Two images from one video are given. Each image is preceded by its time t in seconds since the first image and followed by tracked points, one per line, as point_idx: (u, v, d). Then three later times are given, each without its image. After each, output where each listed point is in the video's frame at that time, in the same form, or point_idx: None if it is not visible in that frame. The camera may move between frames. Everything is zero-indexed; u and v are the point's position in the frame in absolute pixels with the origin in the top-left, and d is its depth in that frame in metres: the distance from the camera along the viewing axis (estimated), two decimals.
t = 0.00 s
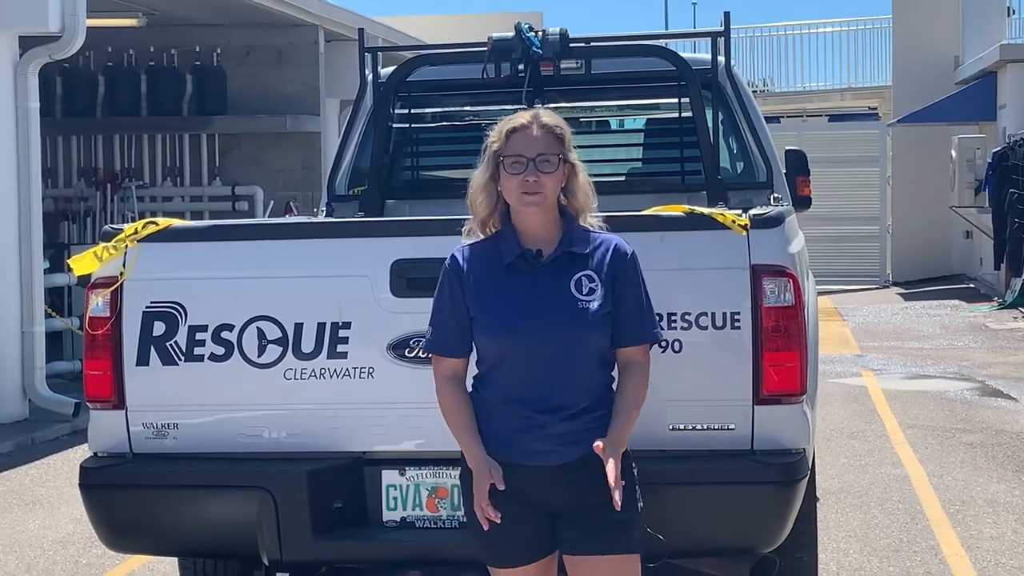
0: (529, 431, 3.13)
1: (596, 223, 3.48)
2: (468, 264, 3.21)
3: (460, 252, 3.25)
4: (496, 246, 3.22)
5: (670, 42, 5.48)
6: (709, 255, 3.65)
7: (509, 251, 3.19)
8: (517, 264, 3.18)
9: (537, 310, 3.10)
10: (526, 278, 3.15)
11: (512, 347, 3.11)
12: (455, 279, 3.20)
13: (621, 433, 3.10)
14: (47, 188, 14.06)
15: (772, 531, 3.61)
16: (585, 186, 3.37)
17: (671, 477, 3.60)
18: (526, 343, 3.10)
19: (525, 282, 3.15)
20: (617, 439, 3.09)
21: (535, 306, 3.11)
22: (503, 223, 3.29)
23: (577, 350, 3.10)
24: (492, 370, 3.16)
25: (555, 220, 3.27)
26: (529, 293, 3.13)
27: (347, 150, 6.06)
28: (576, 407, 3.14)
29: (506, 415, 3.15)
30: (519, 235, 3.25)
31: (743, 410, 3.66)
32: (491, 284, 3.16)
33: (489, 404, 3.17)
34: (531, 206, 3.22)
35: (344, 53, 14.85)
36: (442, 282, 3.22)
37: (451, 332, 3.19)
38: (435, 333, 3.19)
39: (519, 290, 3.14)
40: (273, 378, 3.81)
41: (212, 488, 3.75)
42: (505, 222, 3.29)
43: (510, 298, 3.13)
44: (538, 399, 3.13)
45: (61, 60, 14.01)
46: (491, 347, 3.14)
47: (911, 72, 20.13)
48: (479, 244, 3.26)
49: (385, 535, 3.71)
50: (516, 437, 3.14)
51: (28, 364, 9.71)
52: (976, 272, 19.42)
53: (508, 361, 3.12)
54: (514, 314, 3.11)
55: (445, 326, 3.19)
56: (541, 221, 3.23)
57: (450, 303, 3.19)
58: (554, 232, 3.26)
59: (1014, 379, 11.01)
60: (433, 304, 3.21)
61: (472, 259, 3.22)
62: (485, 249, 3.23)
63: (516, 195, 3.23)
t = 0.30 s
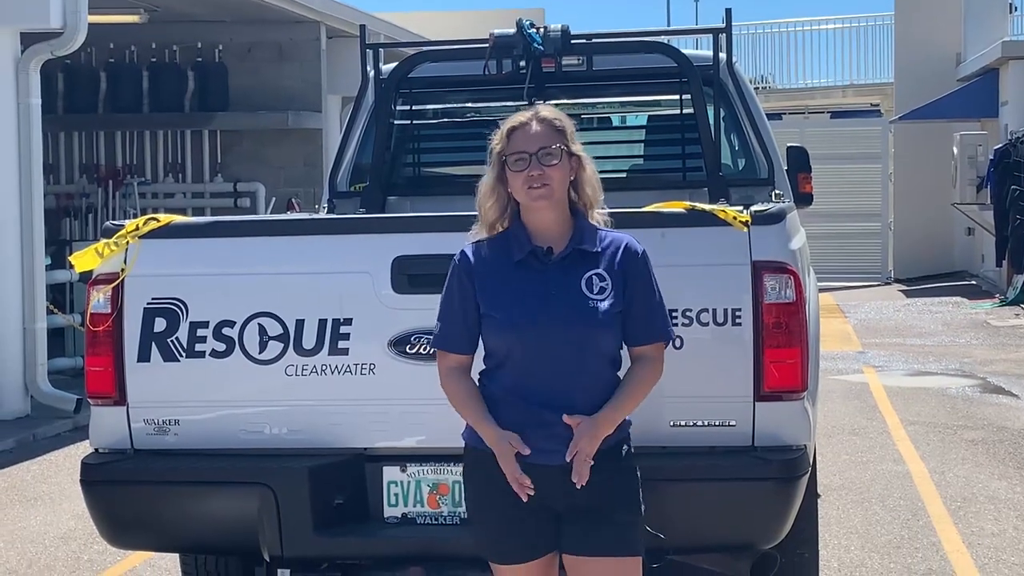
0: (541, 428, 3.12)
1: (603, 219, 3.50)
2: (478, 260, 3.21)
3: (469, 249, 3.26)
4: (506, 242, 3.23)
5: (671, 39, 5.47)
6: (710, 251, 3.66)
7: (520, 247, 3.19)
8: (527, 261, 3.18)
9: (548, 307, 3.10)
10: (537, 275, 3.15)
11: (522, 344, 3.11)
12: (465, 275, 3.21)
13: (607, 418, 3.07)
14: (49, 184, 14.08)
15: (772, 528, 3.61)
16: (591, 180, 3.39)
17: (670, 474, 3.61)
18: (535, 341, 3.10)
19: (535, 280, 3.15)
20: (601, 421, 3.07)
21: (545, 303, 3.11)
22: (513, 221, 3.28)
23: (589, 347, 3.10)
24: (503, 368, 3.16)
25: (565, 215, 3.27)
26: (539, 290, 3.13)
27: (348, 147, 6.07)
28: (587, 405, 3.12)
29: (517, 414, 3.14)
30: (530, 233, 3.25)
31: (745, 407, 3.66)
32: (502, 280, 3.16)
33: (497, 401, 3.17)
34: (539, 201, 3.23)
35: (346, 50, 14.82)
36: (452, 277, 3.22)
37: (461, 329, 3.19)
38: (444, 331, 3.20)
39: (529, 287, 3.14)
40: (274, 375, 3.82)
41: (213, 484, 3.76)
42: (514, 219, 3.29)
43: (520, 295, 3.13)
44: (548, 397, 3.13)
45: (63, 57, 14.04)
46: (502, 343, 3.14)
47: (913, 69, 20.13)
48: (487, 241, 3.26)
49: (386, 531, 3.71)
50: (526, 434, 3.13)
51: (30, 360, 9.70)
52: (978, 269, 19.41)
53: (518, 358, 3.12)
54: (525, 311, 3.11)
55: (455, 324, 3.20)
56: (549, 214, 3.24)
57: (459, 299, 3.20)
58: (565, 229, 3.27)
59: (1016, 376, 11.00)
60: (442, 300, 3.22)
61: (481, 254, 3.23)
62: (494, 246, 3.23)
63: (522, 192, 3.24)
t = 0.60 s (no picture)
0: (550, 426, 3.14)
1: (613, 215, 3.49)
2: (485, 261, 3.22)
3: (477, 246, 3.26)
4: (512, 242, 3.23)
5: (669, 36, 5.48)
6: (708, 248, 3.66)
7: (526, 246, 3.20)
8: (534, 260, 3.18)
9: (554, 307, 3.10)
10: (544, 275, 3.15)
11: (529, 344, 3.11)
12: (471, 277, 3.21)
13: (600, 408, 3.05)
14: (47, 182, 14.07)
15: (770, 525, 3.61)
16: (599, 176, 3.39)
17: (670, 472, 3.61)
18: (541, 341, 3.10)
19: (543, 279, 3.15)
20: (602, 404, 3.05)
21: (552, 303, 3.11)
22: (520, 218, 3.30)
23: (596, 346, 3.10)
24: (511, 370, 3.17)
25: (573, 211, 3.27)
26: (545, 290, 3.13)
27: (346, 144, 6.07)
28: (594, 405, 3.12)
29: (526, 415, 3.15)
30: (537, 230, 3.26)
31: (743, 405, 3.66)
32: (509, 280, 3.17)
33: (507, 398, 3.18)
34: (546, 197, 3.22)
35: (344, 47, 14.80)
36: (458, 278, 3.23)
37: (468, 330, 3.20)
38: (451, 331, 3.21)
39: (536, 287, 3.14)
40: (272, 373, 3.81)
41: (212, 481, 3.76)
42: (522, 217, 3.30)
43: (526, 296, 3.13)
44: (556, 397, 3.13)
45: (61, 54, 14.05)
46: (509, 343, 3.14)
47: (911, 67, 20.13)
48: (495, 238, 3.26)
49: (384, 529, 3.72)
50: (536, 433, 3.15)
51: (28, 358, 9.70)
52: (976, 266, 19.42)
53: (526, 359, 3.13)
54: (531, 312, 3.11)
55: (461, 324, 3.20)
56: (558, 210, 3.24)
57: (467, 300, 3.20)
58: (573, 224, 3.26)
59: (1014, 373, 11.01)
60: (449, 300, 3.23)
61: (489, 253, 3.23)
62: (501, 246, 3.23)
63: (529, 187, 3.24)
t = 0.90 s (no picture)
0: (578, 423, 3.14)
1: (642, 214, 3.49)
2: (514, 255, 3.22)
3: (505, 241, 3.25)
4: (543, 236, 3.23)
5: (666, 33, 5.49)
6: (705, 247, 3.65)
7: (556, 243, 3.19)
8: (564, 257, 3.18)
9: (586, 306, 3.10)
10: (574, 271, 3.16)
11: (560, 343, 3.11)
12: (500, 271, 3.21)
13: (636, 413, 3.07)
14: (44, 180, 14.06)
15: (767, 522, 3.61)
16: (632, 175, 3.41)
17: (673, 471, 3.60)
18: (572, 338, 3.10)
19: (574, 276, 3.15)
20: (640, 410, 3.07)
21: (583, 302, 3.11)
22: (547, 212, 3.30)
23: (627, 345, 3.10)
24: (540, 366, 3.16)
25: (604, 208, 3.27)
26: (576, 288, 3.13)
27: (343, 142, 6.07)
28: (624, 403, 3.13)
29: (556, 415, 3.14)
30: (567, 226, 3.26)
31: (741, 402, 3.67)
32: (539, 277, 3.16)
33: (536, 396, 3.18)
34: (580, 191, 3.23)
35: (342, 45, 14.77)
36: (487, 272, 3.22)
37: (496, 325, 3.19)
38: (480, 326, 3.20)
39: (566, 285, 3.14)
40: (269, 372, 3.81)
41: (213, 480, 3.75)
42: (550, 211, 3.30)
43: (558, 292, 3.13)
44: (585, 394, 3.13)
45: (58, 52, 14.06)
46: (539, 341, 3.13)
47: (908, 66, 20.14)
48: (524, 233, 3.26)
49: (382, 528, 3.72)
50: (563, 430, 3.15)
51: (25, 356, 9.71)
52: (974, 264, 19.43)
53: (555, 356, 3.12)
54: (562, 309, 3.11)
55: (490, 319, 3.19)
56: (589, 206, 3.24)
57: (495, 294, 3.19)
58: (604, 221, 3.27)
59: (1012, 371, 11.02)
60: (476, 294, 3.21)
61: (518, 250, 3.22)
62: (531, 240, 3.23)
63: (563, 180, 3.24)
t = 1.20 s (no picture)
0: (617, 422, 3.11)
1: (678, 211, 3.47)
2: (553, 252, 3.17)
3: (542, 236, 3.21)
4: (582, 234, 3.18)
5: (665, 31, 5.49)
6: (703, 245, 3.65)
7: (595, 241, 3.15)
8: (602, 256, 3.14)
9: (627, 309, 3.08)
10: (614, 270, 3.13)
11: (600, 346, 3.08)
12: (539, 268, 3.16)
13: (678, 437, 3.05)
14: (42, 177, 14.05)
15: (766, 519, 3.62)
16: (672, 174, 3.37)
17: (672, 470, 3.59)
18: (613, 337, 3.07)
19: (614, 275, 3.12)
20: (681, 436, 3.05)
21: (624, 305, 3.08)
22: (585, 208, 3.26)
23: (666, 348, 3.09)
24: (578, 364, 3.13)
25: (642, 208, 3.24)
26: (616, 290, 3.10)
27: (342, 139, 6.06)
28: (663, 404, 3.11)
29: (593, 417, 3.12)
30: (605, 224, 3.22)
31: (739, 400, 3.66)
32: (578, 278, 3.12)
33: (574, 393, 3.14)
34: (620, 191, 3.19)
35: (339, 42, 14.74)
36: (524, 268, 3.16)
37: (534, 322, 3.13)
38: (518, 322, 3.14)
39: (606, 287, 3.11)
40: (266, 370, 3.81)
41: (210, 478, 3.75)
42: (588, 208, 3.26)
43: (599, 291, 3.10)
44: (624, 394, 3.10)
45: (56, 50, 14.05)
46: (577, 342, 3.10)
47: (906, 63, 20.14)
48: (561, 229, 3.22)
49: (379, 525, 3.73)
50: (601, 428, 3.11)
51: (23, 354, 9.71)
52: (972, 262, 19.45)
53: (595, 356, 3.09)
54: (603, 308, 3.09)
55: (528, 316, 3.14)
56: (628, 207, 3.20)
57: (534, 291, 3.14)
58: (642, 220, 3.24)
59: (1010, 368, 11.03)
60: (513, 290, 3.16)
61: (556, 247, 3.17)
62: (570, 237, 3.19)
63: (603, 179, 3.20)
